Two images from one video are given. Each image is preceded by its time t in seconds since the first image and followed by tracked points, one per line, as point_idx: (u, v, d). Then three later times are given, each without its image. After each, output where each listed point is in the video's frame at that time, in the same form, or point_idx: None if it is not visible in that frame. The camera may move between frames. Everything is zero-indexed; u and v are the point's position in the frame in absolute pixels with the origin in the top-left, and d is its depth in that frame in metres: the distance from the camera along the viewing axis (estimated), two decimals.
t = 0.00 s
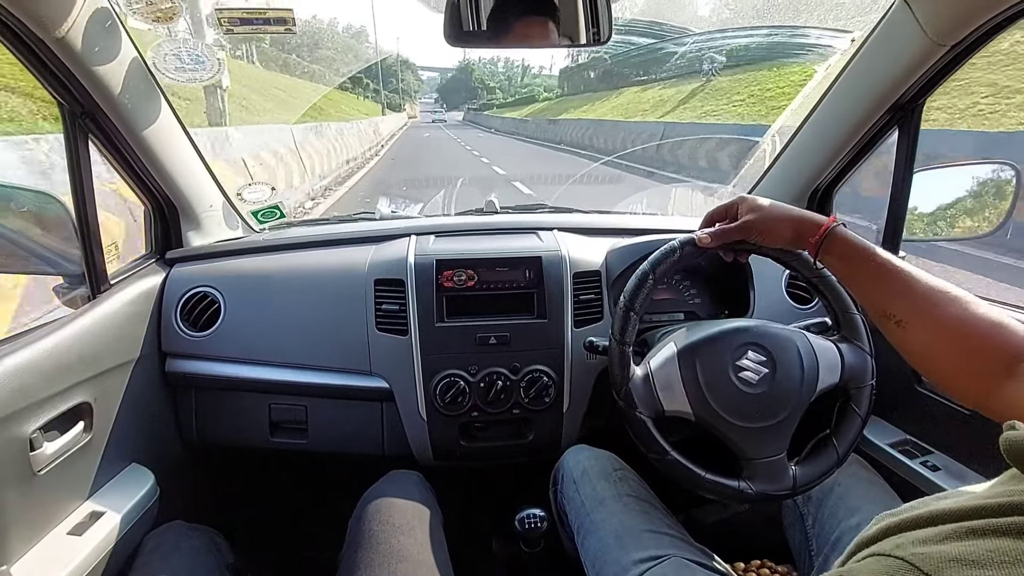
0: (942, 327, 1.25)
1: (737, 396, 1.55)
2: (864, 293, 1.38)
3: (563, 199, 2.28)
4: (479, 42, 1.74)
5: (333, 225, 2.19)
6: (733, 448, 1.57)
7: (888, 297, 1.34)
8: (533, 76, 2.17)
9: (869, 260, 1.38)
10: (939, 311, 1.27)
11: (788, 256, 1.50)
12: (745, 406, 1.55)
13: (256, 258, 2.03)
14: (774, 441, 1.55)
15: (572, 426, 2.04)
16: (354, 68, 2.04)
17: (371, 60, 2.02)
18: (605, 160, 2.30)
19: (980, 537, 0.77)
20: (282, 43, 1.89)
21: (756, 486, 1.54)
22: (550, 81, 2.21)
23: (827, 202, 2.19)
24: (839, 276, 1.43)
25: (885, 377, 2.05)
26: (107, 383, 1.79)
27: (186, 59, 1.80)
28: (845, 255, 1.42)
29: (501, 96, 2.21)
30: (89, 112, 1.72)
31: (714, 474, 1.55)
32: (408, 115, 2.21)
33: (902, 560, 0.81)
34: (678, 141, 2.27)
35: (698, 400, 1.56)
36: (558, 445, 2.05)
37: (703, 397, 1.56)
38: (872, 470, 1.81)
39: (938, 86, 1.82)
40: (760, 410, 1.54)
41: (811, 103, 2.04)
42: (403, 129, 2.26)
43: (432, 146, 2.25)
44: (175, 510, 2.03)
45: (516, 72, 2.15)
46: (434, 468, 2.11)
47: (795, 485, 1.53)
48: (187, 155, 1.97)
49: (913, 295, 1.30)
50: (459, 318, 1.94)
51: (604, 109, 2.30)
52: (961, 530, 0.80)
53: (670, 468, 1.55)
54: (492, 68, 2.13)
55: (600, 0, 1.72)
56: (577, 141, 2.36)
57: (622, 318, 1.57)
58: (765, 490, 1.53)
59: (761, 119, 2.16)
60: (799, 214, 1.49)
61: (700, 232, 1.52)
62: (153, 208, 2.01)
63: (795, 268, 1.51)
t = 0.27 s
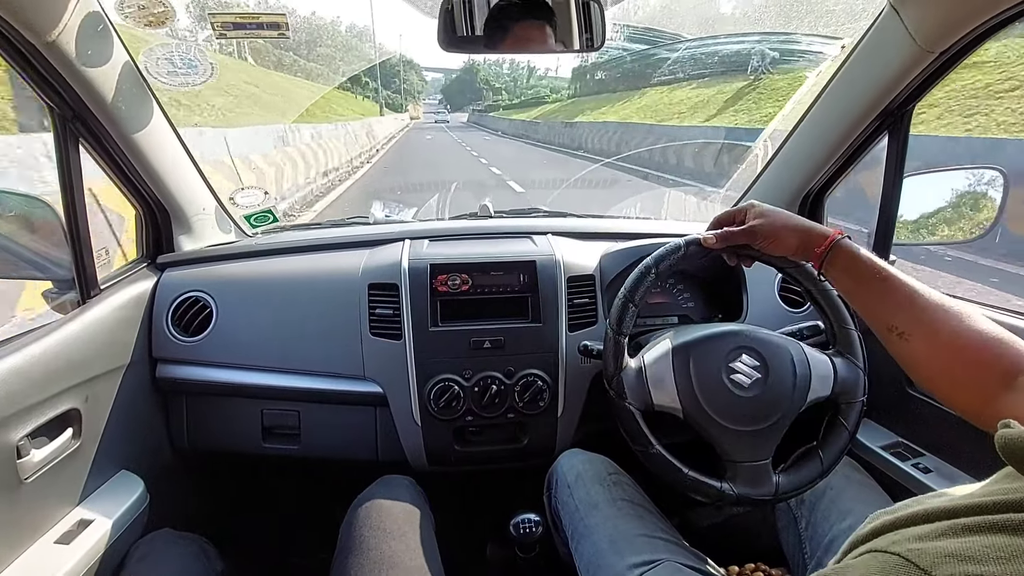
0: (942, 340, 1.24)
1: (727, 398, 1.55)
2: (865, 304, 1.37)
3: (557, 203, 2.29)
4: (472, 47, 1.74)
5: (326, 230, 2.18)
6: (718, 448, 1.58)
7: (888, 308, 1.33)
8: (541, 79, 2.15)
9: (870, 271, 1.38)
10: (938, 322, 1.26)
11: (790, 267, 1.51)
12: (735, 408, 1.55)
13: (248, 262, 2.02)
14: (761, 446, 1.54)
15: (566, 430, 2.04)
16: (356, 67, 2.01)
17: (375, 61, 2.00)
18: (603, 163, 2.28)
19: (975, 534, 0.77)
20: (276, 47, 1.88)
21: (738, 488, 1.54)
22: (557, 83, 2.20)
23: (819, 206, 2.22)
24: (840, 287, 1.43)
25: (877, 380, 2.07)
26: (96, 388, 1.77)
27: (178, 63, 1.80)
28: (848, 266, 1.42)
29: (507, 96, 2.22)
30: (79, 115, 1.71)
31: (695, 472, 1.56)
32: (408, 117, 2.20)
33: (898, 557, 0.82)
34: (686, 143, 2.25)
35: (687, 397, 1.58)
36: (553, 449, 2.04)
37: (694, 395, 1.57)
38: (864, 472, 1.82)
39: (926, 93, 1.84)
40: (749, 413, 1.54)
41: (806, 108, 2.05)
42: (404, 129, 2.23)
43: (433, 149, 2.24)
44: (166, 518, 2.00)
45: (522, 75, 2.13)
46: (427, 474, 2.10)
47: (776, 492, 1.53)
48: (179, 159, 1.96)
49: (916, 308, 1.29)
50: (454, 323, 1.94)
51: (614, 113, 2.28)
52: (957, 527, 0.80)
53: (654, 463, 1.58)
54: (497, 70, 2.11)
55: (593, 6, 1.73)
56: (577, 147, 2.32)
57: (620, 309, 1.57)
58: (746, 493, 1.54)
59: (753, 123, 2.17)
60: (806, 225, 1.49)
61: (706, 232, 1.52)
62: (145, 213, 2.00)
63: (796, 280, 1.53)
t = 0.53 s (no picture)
0: (944, 348, 1.16)
1: (722, 395, 1.56)
2: (865, 308, 1.31)
3: (554, 202, 2.30)
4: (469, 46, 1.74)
5: (322, 229, 2.17)
6: (709, 444, 1.58)
7: (889, 313, 1.26)
8: (549, 78, 2.16)
9: (872, 275, 1.32)
10: (941, 329, 1.19)
11: (795, 274, 1.53)
12: (728, 405, 1.56)
13: (244, 261, 2.01)
14: (753, 446, 1.55)
15: (563, 430, 2.04)
16: (355, 63, 2.00)
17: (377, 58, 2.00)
18: (600, 163, 2.28)
19: (969, 534, 0.78)
20: (273, 45, 1.88)
21: (727, 486, 1.55)
22: (565, 83, 2.21)
23: (815, 207, 2.23)
24: (840, 291, 1.37)
25: (872, 381, 2.08)
26: (90, 387, 1.75)
27: (174, 60, 1.79)
28: (847, 270, 1.36)
29: (514, 96, 2.22)
30: (74, 112, 1.69)
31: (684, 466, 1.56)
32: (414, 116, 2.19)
33: (892, 558, 0.82)
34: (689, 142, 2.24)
35: (683, 391, 1.58)
36: (549, 449, 2.04)
37: (689, 390, 1.58)
38: (859, 471, 1.83)
39: (921, 93, 1.85)
40: (743, 412, 1.55)
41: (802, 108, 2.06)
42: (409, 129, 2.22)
43: (435, 150, 2.23)
44: (160, 517, 1.99)
45: (527, 74, 2.13)
46: (424, 473, 2.09)
47: (764, 493, 1.53)
48: (174, 158, 1.95)
49: (919, 315, 1.22)
50: (451, 322, 1.94)
51: (623, 114, 2.26)
52: (950, 527, 0.80)
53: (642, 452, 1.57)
54: (503, 69, 2.12)
55: (590, 6, 1.74)
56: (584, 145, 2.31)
57: (623, 298, 1.57)
58: (733, 491, 1.54)
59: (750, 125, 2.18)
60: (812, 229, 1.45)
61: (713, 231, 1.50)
62: (139, 211, 1.99)
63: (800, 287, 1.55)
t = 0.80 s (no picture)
0: (964, 360, 1.12)
1: (719, 388, 1.57)
2: (887, 322, 1.27)
3: (554, 200, 2.29)
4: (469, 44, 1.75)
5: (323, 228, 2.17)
6: (698, 435, 1.59)
7: (910, 329, 1.23)
8: (558, 78, 2.22)
9: (895, 290, 1.29)
10: (962, 344, 1.14)
11: (811, 287, 1.56)
12: (723, 398, 1.56)
13: (246, 260, 2.01)
14: (741, 443, 1.56)
15: (565, 428, 2.04)
16: (357, 61, 2.00)
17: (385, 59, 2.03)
18: (600, 161, 2.30)
19: (971, 531, 0.78)
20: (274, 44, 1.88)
21: (709, 477, 1.55)
22: (574, 83, 2.26)
23: (816, 205, 2.24)
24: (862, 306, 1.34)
25: (874, 379, 2.08)
26: (94, 386, 1.76)
27: (176, 59, 1.79)
28: (871, 284, 1.33)
29: (523, 96, 2.28)
30: (76, 111, 1.70)
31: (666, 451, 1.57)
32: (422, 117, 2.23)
33: (894, 555, 0.82)
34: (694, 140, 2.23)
35: (681, 379, 1.58)
36: (551, 447, 2.05)
37: (687, 379, 1.58)
38: (861, 470, 1.82)
39: (925, 90, 1.84)
40: (736, 408, 1.56)
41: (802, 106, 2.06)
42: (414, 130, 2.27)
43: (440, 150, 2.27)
44: (163, 515, 2.00)
45: (537, 74, 2.18)
46: (426, 471, 2.10)
47: (744, 492, 1.53)
48: (176, 157, 1.95)
49: (941, 328, 1.18)
50: (453, 320, 1.94)
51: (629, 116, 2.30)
52: (952, 524, 0.81)
53: (630, 431, 1.56)
54: (512, 69, 2.17)
55: (591, 4, 1.73)
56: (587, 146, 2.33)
57: (633, 279, 1.57)
58: (713, 484, 1.55)
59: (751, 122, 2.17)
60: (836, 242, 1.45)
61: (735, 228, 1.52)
62: (142, 209, 2.00)
63: (816, 300, 1.58)
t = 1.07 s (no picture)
0: (977, 358, 1.10)
1: (727, 384, 1.55)
2: (899, 321, 1.25)
3: (562, 196, 2.29)
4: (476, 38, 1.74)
5: (330, 222, 2.17)
6: (707, 431, 1.58)
7: (923, 328, 1.21)
8: (571, 77, 2.16)
9: (907, 287, 1.27)
10: (975, 344, 1.12)
11: (823, 284, 1.55)
12: (732, 394, 1.55)
13: (253, 254, 2.01)
14: (749, 439, 1.55)
15: (572, 424, 2.03)
16: (364, 55, 2.01)
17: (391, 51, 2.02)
18: (602, 160, 2.28)
19: (982, 523, 0.77)
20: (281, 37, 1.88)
21: (716, 473, 1.55)
22: (587, 82, 2.20)
23: (826, 201, 2.21)
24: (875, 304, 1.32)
25: (885, 376, 2.06)
26: (102, 379, 1.77)
27: (184, 53, 1.80)
28: (884, 282, 1.31)
29: (534, 95, 2.21)
30: (85, 104, 1.70)
31: (674, 447, 1.55)
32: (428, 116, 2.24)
33: (903, 545, 0.80)
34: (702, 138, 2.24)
35: (690, 375, 1.57)
36: (558, 443, 2.04)
37: (696, 374, 1.57)
38: (870, 468, 1.81)
39: (938, 85, 1.82)
40: (745, 404, 1.54)
41: (810, 103, 2.05)
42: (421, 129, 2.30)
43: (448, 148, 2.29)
44: (171, 508, 2.00)
45: (549, 72, 2.12)
46: (432, 467, 2.10)
47: (752, 488, 1.53)
48: (184, 152, 1.95)
49: (953, 326, 1.16)
50: (460, 315, 1.93)
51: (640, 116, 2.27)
52: (963, 516, 0.79)
53: (638, 425, 1.55)
54: (522, 68, 2.08)
55: None
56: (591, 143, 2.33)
57: (644, 274, 1.55)
58: (720, 480, 1.54)
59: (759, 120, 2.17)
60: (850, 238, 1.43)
61: (747, 223, 1.51)
62: (150, 204, 1.99)
63: (827, 297, 1.57)
